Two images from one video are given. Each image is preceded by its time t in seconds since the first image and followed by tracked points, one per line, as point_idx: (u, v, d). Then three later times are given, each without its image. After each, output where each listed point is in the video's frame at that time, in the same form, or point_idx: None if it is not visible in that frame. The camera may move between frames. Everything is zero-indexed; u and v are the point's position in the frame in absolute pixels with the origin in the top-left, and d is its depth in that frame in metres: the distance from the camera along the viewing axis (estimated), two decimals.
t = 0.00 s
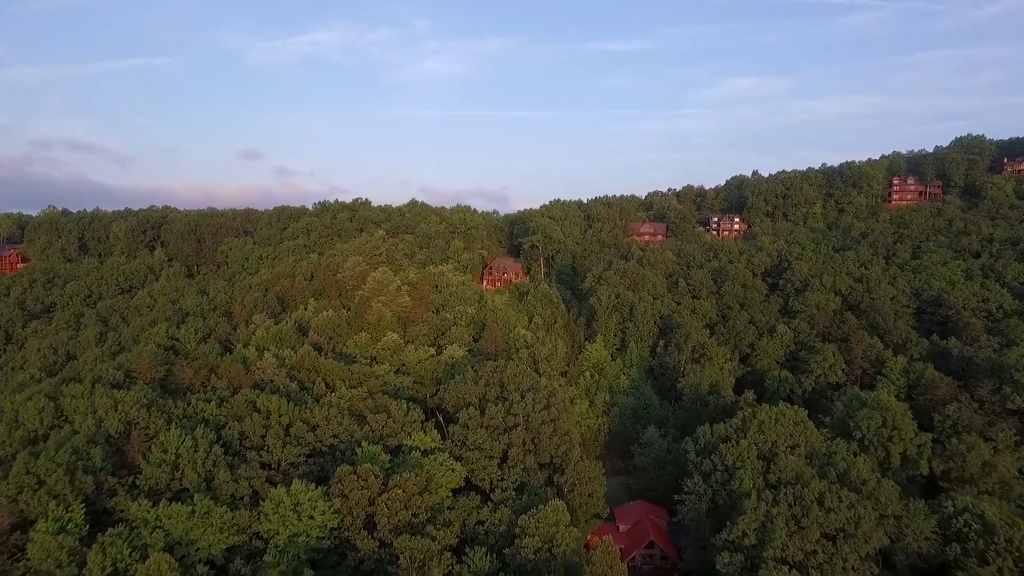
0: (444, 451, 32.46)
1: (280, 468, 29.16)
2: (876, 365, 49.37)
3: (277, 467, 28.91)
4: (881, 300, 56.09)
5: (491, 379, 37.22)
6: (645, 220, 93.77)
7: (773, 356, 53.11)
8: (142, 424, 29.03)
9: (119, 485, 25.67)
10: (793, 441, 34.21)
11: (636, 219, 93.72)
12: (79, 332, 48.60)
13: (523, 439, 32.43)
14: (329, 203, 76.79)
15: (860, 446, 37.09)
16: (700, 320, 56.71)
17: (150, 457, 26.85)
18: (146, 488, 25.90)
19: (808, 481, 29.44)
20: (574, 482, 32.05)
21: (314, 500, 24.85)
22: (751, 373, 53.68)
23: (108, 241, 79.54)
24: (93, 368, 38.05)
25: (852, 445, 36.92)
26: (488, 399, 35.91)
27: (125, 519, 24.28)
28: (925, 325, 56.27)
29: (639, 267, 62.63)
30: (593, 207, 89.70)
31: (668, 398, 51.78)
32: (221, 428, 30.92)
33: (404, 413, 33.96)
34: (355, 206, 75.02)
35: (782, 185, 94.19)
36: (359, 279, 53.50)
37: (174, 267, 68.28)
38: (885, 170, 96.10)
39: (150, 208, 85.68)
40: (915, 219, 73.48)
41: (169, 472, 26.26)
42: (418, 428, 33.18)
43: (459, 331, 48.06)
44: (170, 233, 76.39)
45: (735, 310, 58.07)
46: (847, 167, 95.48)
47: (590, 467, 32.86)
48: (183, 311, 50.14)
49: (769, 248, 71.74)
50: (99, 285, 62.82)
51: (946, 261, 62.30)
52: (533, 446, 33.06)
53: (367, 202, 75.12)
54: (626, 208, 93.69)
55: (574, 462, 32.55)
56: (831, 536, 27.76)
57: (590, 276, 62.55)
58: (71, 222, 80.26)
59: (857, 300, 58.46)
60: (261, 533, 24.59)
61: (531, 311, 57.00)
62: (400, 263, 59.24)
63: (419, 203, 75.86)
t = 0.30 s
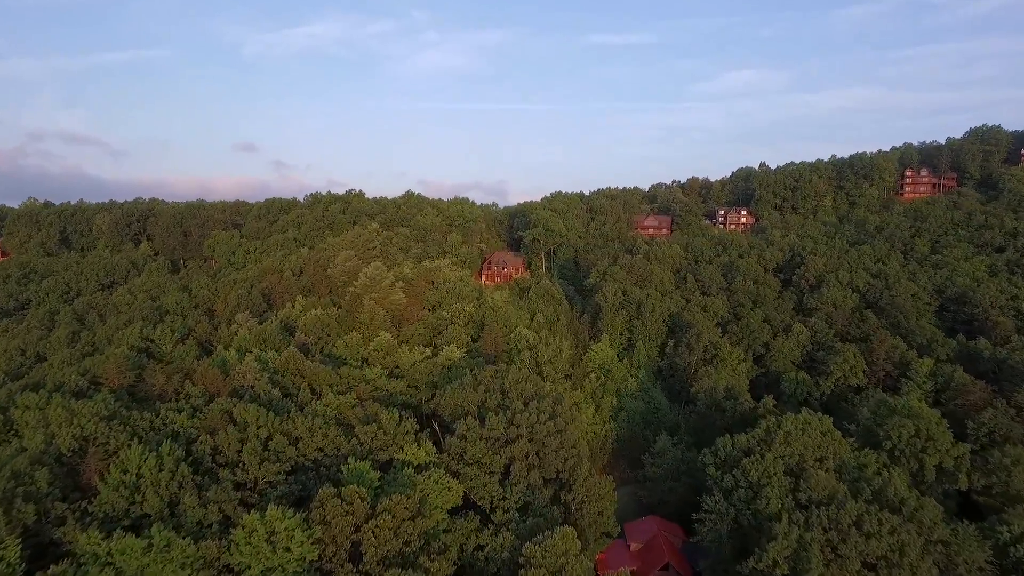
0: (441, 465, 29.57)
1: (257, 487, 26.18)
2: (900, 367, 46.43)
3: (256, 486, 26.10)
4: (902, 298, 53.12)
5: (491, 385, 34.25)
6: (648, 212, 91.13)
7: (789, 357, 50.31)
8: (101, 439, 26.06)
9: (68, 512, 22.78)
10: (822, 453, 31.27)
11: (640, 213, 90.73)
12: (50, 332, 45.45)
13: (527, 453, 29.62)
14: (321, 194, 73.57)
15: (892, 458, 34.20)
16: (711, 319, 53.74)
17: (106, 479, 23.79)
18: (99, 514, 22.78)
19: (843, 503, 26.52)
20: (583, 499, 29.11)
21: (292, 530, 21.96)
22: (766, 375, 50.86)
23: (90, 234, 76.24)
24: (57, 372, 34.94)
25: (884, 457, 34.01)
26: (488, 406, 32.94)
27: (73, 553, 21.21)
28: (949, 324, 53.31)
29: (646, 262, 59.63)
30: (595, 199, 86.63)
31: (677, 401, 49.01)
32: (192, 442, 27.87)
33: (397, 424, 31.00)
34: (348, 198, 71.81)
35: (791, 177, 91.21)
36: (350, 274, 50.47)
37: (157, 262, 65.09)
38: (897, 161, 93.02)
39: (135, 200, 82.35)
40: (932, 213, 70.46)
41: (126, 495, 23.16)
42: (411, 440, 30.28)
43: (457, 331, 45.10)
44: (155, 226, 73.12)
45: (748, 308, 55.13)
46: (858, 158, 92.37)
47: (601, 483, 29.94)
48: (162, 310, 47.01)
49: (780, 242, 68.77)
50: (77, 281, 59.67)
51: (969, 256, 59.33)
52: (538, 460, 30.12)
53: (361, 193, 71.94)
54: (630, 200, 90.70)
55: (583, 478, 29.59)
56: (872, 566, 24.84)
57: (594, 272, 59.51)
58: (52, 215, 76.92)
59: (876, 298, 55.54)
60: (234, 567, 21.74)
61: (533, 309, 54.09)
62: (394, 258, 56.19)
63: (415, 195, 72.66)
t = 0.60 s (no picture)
0: (437, 484, 26.71)
1: (228, 513, 23.23)
2: (927, 368, 43.57)
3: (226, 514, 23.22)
4: (926, 294, 50.25)
5: (491, 391, 31.34)
6: (653, 204, 88.08)
7: (806, 358, 47.52)
8: (52, 460, 23.08)
9: (3, 548, 19.72)
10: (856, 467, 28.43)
11: (644, 204, 87.74)
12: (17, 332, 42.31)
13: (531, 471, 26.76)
14: (312, 184, 70.37)
15: (929, 471, 31.37)
16: (723, 316, 50.85)
17: (51, 507, 20.67)
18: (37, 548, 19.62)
19: (889, 530, 23.65)
20: (594, 520, 26.14)
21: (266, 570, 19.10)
22: (782, 377, 48.25)
23: (71, 226, 72.98)
24: (16, 377, 31.86)
25: (921, 469, 31.17)
26: (488, 415, 30.06)
27: None
28: (974, 322, 50.47)
29: (654, 255, 56.67)
30: (598, 189, 83.59)
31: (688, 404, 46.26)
32: (157, 460, 24.87)
33: (389, 436, 28.15)
34: (340, 188, 68.63)
35: (799, 167, 88.26)
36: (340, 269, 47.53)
37: (139, 256, 61.91)
38: (910, 151, 90.05)
39: (119, 191, 79.06)
40: (950, 204, 67.59)
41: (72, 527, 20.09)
42: (404, 454, 27.40)
43: (454, 330, 42.17)
44: (138, 218, 69.92)
45: (761, 304, 52.27)
46: (869, 148, 89.36)
47: (614, 500, 27.05)
48: (139, 308, 43.96)
49: (792, 235, 65.88)
50: (53, 276, 56.50)
51: (993, 250, 56.47)
52: (544, 477, 27.24)
53: (354, 184, 68.84)
54: (633, 192, 87.69)
55: (594, 496, 26.67)
56: None
57: (599, 265, 56.52)
58: (31, 206, 73.65)
59: (896, 294, 52.65)
60: None
61: (535, 308, 51.23)
62: (388, 252, 53.21)
63: (411, 185, 69.53)
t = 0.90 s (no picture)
0: (432, 517, 23.71)
1: (188, 556, 20.29)
2: (962, 375, 40.40)
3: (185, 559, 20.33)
4: (955, 296, 47.10)
5: (492, 405, 28.08)
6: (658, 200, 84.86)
7: (829, 365, 44.42)
8: None
9: None
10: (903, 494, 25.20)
11: (649, 201, 84.53)
12: None
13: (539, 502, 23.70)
14: (302, 180, 67.02)
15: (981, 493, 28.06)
16: (739, 320, 47.69)
17: None
18: None
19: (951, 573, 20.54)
20: (610, 555, 22.70)
21: None
22: (804, 386, 45.33)
23: (50, 225, 69.60)
24: None
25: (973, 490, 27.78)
26: (489, 435, 26.90)
27: None
28: (1006, 325, 47.33)
29: (663, 254, 53.50)
30: (602, 185, 80.33)
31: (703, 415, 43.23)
32: (108, 492, 21.65)
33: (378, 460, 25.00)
34: (331, 183, 65.28)
35: (810, 163, 85.05)
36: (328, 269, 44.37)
37: (119, 255, 58.55)
38: (924, 145, 86.81)
39: (102, 187, 75.64)
40: (972, 200, 64.43)
41: None
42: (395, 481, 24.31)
43: (451, 335, 39.06)
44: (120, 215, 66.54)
45: (778, 307, 49.13)
46: (882, 142, 86.12)
47: (631, 532, 24.03)
48: (110, 313, 40.73)
49: (807, 232, 62.69)
50: (26, 277, 53.18)
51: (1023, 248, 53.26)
52: (554, 507, 24.05)
53: (346, 179, 65.54)
54: (638, 188, 84.47)
55: (610, 529, 23.37)
56: None
57: (605, 265, 53.22)
58: (8, 203, 70.23)
59: (921, 296, 49.53)
60: None
61: (538, 312, 48.05)
62: (381, 252, 50.08)
63: (406, 180, 66.20)
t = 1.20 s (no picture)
0: (427, 558, 20.53)
1: None
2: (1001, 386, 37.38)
3: None
4: (987, 301, 44.13)
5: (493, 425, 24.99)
6: (664, 199, 81.85)
7: (854, 375, 41.40)
8: None
9: None
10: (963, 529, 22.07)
11: (655, 200, 81.46)
12: None
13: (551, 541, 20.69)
14: (293, 177, 63.84)
15: None
16: (756, 326, 44.65)
17: None
18: None
19: None
20: None
21: None
22: (827, 397, 42.25)
23: (29, 223, 66.32)
24: None
25: None
26: (490, 460, 23.86)
27: None
28: None
29: (674, 256, 50.47)
30: (607, 183, 77.30)
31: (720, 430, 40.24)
32: (40, 537, 19.64)
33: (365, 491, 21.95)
34: (323, 181, 62.11)
35: (821, 161, 82.06)
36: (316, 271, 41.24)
37: (97, 256, 55.35)
38: (940, 142, 83.80)
39: (85, 184, 72.35)
40: (995, 199, 61.46)
41: None
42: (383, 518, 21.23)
43: (448, 344, 36.12)
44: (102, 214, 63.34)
45: (798, 312, 46.06)
46: (896, 139, 83.11)
47: (654, 575, 20.90)
48: (79, 319, 37.63)
49: (823, 232, 59.68)
50: None
51: None
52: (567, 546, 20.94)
53: (339, 177, 62.41)
54: (643, 187, 81.45)
55: (631, 572, 20.24)
56: None
57: (612, 268, 50.47)
58: None
59: (949, 301, 46.50)
60: None
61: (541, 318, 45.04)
62: (374, 253, 47.05)
63: (402, 178, 63.07)
